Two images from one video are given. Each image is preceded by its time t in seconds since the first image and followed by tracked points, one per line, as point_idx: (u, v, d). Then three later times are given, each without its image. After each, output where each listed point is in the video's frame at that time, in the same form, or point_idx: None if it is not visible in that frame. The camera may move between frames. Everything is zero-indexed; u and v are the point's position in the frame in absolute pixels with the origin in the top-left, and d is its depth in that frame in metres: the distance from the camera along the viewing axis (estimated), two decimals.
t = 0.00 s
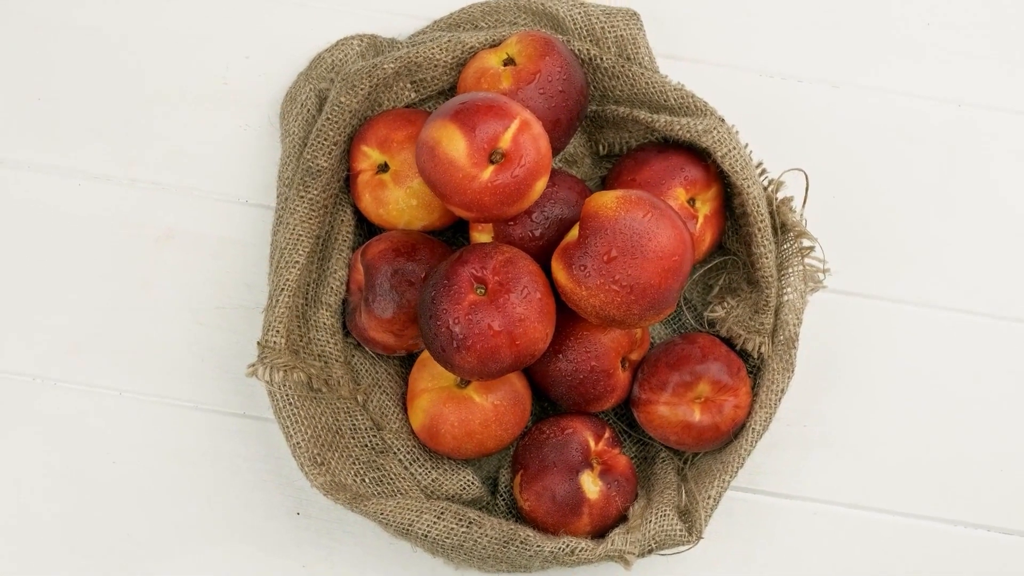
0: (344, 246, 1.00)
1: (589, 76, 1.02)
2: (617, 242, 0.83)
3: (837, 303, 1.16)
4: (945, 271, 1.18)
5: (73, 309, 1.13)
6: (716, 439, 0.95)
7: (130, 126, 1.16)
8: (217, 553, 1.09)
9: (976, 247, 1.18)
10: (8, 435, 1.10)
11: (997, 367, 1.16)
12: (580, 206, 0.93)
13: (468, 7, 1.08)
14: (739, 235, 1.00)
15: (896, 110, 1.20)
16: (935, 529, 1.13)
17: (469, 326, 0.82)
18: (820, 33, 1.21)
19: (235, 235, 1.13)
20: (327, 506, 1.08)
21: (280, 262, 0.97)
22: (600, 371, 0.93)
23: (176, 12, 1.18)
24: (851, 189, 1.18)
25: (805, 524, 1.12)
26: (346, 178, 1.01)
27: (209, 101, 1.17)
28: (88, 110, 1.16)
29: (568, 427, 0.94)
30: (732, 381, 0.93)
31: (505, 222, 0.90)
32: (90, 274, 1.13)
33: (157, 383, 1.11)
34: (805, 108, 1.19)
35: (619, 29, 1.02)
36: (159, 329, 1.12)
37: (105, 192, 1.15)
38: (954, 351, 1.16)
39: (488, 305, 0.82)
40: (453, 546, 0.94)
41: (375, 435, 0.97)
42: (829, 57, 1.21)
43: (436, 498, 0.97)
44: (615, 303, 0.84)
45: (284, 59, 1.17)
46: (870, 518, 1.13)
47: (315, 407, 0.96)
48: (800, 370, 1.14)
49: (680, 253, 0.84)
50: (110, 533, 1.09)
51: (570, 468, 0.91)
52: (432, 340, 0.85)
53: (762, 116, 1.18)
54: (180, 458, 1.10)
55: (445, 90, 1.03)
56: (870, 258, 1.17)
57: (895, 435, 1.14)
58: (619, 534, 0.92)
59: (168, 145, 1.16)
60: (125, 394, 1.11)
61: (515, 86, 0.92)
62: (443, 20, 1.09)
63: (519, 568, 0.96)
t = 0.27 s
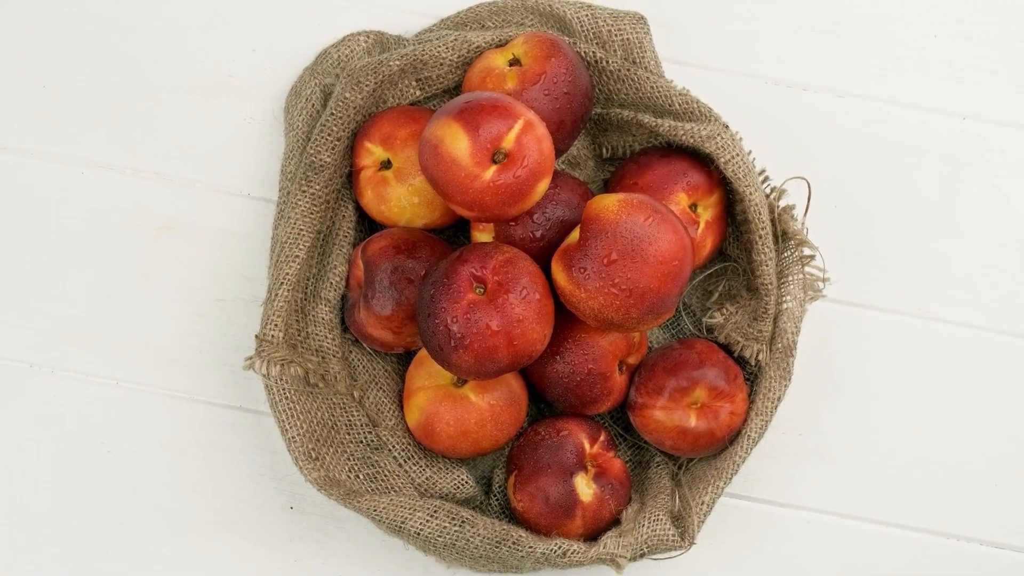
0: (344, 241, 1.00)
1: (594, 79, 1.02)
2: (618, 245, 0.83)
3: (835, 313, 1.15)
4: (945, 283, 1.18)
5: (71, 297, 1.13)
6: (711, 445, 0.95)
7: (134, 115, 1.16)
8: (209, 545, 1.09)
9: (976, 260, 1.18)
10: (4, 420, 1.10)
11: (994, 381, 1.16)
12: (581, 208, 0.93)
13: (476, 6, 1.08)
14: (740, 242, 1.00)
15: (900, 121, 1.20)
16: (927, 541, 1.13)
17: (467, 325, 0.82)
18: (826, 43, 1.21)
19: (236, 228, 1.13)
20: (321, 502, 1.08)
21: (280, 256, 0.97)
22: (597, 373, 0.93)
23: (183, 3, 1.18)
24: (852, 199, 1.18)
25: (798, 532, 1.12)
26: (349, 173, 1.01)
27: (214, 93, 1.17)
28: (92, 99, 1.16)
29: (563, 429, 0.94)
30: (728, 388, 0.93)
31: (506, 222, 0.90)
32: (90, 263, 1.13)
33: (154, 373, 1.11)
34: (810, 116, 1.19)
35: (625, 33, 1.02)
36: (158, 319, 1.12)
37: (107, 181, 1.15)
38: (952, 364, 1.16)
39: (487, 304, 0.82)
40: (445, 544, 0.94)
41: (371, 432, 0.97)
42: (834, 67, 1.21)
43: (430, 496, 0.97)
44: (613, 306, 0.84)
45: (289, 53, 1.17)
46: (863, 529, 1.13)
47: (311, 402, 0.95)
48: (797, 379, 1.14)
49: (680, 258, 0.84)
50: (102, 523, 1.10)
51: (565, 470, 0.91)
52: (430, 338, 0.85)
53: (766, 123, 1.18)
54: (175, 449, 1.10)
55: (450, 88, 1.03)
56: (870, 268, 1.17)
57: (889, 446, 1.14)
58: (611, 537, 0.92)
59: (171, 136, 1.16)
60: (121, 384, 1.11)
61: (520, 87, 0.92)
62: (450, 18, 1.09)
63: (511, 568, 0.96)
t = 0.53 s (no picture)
0: (346, 237, 1.00)
1: (600, 81, 1.02)
2: (618, 248, 0.83)
3: (835, 322, 1.15)
4: (945, 295, 1.18)
5: (72, 285, 1.13)
6: (707, 450, 0.95)
7: (139, 105, 1.16)
8: (203, 537, 1.09)
9: (977, 273, 1.18)
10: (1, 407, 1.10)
11: (992, 395, 1.16)
12: (583, 210, 0.93)
13: (483, 5, 1.08)
14: (741, 248, 1.00)
15: (905, 131, 1.20)
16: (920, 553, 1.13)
17: (466, 324, 0.82)
18: (833, 51, 1.21)
19: (238, 220, 1.13)
20: (315, 496, 1.08)
21: (281, 250, 0.97)
22: (595, 375, 0.93)
23: None
24: (855, 209, 1.18)
25: (791, 540, 1.12)
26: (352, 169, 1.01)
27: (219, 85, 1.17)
28: (97, 87, 1.16)
29: (559, 431, 0.94)
30: (725, 393, 0.93)
31: (508, 221, 0.90)
32: (91, 251, 1.13)
33: (152, 363, 1.11)
34: (815, 124, 1.19)
35: (632, 36, 1.02)
36: (157, 310, 1.12)
37: (110, 170, 1.15)
38: (950, 376, 1.16)
39: (486, 303, 0.82)
40: (438, 542, 0.94)
41: (367, 428, 0.98)
42: (840, 75, 1.21)
43: (424, 494, 0.97)
44: (612, 308, 0.84)
45: (296, 47, 1.17)
46: (856, 538, 1.13)
47: (309, 397, 0.96)
48: (794, 386, 1.14)
49: (681, 262, 0.84)
50: (96, 511, 1.10)
51: (560, 471, 0.91)
52: (429, 335, 0.85)
53: (770, 130, 1.18)
54: (171, 440, 1.10)
55: (456, 87, 1.03)
56: (870, 278, 1.17)
57: (885, 457, 1.14)
58: (605, 540, 0.92)
59: (176, 126, 1.16)
60: (119, 373, 1.11)
61: (525, 87, 0.92)
62: (457, 17, 1.09)
63: (503, 568, 0.97)
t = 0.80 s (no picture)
0: (348, 232, 1.00)
1: (606, 84, 1.02)
2: (619, 251, 0.83)
3: (834, 331, 1.15)
4: (945, 308, 1.18)
5: (72, 273, 1.13)
6: (702, 455, 0.95)
7: (144, 95, 1.16)
8: (196, 528, 1.09)
9: (978, 287, 1.18)
10: None
11: (988, 408, 1.16)
12: (585, 212, 0.93)
13: (491, 5, 1.08)
14: (742, 254, 1.01)
15: (910, 143, 1.20)
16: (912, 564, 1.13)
17: (465, 322, 0.82)
18: (840, 61, 1.21)
19: (240, 212, 1.13)
20: (309, 491, 1.08)
21: (283, 243, 0.97)
22: (592, 378, 0.93)
23: None
24: (857, 219, 1.18)
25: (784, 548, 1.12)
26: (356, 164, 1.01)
27: (226, 77, 1.17)
28: (103, 75, 1.16)
29: (555, 432, 0.94)
30: (722, 399, 0.93)
31: (510, 221, 0.90)
32: (92, 240, 1.13)
33: (151, 353, 1.11)
34: (820, 133, 1.19)
35: (639, 39, 1.02)
36: (157, 300, 1.12)
37: (114, 159, 1.15)
38: (947, 388, 1.16)
39: (486, 302, 0.82)
40: (430, 540, 0.94)
41: (363, 423, 0.98)
42: (847, 85, 1.21)
43: (419, 491, 0.97)
44: (611, 311, 0.84)
45: (303, 41, 1.17)
46: (848, 548, 1.13)
47: (306, 391, 0.96)
48: (791, 395, 1.14)
49: (681, 267, 0.84)
50: (91, 499, 1.10)
51: (554, 472, 0.91)
52: (428, 333, 0.85)
53: (775, 138, 1.18)
54: (167, 430, 1.10)
55: (462, 85, 1.03)
56: (870, 288, 1.17)
57: (880, 467, 1.14)
58: (597, 543, 0.92)
59: (180, 117, 1.16)
60: (117, 362, 1.11)
61: (531, 87, 0.92)
62: (465, 15, 1.09)
63: (495, 567, 0.97)
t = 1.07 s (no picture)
0: (349, 227, 1.00)
1: (612, 86, 1.02)
2: (620, 253, 0.83)
3: (832, 340, 1.15)
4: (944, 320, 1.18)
5: (73, 260, 1.13)
6: (697, 460, 0.95)
7: (150, 84, 1.16)
8: (189, 519, 1.09)
9: (977, 300, 1.18)
10: None
11: (984, 421, 1.16)
12: (587, 214, 0.93)
13: (499, 4, 1.08)
14: (743, 260, 1.01)
15: (913, 153, 1.20)
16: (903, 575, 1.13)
17: (463, 320, 0.82)
18: (846, 70, 1.21)
19: (242, 204, 1.13)
20: (303, 485, 1.08)
21: (284, 236, 0.97)
22: (589, 380, 0.93)
23: None
24: (859, 228, 1.18)
25: (776, 555, 1.12)
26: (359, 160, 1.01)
27: (232, 68, 1.17)
28: (109, 63, 1.16)
29: (551, 433, 0.94)
30: (718, 405, 0.93)
31: (512, 221, 0.90)
32: (94, 227, 1.14)
33: (149, 343, 1.11)
34: (824, 141, 1.19)
35: (646, 43, 1.02)
36: (157, 289, 1.12)
37: (117, 147, 1.15)
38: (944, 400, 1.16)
39: (485, 301, 0.82)
40: (423, 538, 0.94)
41: (359, 419, 0.98)
42: (853, 94, 1.21)
43: (413, 488, 0.97)
44: (610, 313, 0.84)
45: (309, 35, 1.17)
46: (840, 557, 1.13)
47: (302, 384, 0.96)
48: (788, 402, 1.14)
49: (681, 271, 0.84)
50: (85, 486, 1.10)
51: (549, 473, 0.91)
52: (426, 330, 0.85)
53: (779, 144, 1.18)
54: (163, 420, 1.10)
55: (467, 84, 1.03)
56: (870, 298, 1.17)
57: (874, 477, 1.14)
58: (590, 545, 0.92)
59: (185, 107, 1.16)
60: (115, 350, 1.11)
61: (537, 88, 0.92)
62: (473, 13, 1.09)
63: (487, 567, 0.96)
